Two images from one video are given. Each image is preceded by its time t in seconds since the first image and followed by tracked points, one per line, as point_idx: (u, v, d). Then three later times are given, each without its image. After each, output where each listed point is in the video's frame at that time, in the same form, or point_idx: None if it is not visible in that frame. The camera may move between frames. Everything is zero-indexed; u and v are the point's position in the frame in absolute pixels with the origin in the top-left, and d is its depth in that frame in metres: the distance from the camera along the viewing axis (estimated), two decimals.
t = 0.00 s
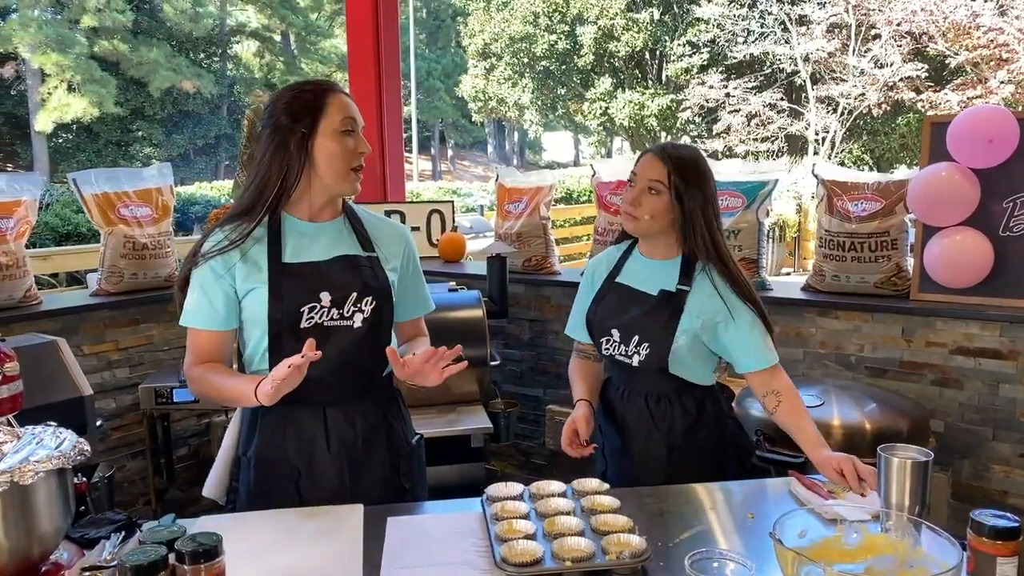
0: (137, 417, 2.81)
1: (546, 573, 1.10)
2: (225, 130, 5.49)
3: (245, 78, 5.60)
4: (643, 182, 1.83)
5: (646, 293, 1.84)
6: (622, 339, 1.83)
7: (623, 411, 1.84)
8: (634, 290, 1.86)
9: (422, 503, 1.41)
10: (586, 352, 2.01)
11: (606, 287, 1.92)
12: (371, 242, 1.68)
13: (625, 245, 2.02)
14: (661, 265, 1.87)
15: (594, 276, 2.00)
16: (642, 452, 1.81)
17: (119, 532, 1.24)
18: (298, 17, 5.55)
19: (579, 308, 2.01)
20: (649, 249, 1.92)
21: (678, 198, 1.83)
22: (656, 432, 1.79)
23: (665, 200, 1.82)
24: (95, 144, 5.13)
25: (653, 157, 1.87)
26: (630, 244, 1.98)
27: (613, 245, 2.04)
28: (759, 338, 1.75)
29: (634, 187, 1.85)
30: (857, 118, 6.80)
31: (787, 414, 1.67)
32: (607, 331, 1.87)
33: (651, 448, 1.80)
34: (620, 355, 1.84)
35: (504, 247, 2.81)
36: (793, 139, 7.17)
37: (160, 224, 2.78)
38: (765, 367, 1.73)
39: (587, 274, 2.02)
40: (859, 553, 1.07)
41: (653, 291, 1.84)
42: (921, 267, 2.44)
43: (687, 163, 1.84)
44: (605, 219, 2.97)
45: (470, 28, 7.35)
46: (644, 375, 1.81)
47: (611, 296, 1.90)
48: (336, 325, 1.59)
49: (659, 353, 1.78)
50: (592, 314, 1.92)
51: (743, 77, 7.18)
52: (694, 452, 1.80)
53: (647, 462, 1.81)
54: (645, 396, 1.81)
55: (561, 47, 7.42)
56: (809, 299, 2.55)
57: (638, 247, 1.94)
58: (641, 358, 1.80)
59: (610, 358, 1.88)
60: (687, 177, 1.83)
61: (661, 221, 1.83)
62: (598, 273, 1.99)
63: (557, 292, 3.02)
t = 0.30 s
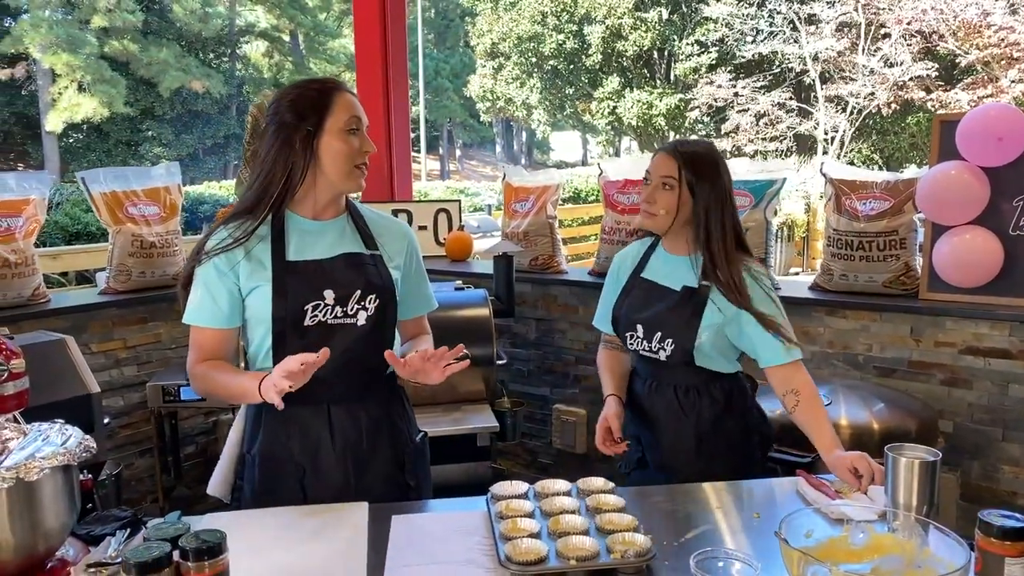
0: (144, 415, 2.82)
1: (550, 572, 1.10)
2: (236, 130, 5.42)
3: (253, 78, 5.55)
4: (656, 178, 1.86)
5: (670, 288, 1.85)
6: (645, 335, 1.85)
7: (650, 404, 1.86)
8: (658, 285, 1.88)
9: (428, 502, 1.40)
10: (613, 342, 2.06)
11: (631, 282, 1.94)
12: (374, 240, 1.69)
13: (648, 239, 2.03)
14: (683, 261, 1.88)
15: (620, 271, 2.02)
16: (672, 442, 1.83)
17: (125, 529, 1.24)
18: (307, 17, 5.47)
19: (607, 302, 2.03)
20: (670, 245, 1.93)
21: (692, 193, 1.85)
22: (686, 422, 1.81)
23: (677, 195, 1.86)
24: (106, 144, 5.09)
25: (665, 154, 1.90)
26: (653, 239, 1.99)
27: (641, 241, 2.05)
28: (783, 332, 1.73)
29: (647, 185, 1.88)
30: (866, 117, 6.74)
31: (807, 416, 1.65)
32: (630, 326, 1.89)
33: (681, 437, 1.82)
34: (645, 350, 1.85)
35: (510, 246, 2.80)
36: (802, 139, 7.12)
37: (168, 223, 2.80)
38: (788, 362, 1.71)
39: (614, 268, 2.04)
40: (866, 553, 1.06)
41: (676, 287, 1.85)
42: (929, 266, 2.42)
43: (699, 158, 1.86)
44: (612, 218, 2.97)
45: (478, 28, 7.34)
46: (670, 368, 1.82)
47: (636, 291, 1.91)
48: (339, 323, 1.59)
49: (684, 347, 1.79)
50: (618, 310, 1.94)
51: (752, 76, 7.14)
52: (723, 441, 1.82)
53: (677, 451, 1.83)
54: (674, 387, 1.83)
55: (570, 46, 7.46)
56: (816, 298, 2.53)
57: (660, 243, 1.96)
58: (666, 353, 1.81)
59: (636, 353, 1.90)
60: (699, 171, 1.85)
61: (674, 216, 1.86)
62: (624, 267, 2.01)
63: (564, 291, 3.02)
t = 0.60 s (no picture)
0: (152, 413, 2.83)
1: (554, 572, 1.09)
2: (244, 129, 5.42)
3: (264, 78, 5.52)
4: (694, 178, 1.85)
5: (715, 287, 1.83)
6: (688, 336, 1.82)
7: (694, 410, 1.82)
8: (699, 285, 1.85)
9: (434, 502, 1.40)
10: (648, 349, 2.00)
11: (669, 283, 1.91)
12: (379, 240, 1.69)
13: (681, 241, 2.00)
14: (724, 260, 1.86)
15: (653, 274, 1.99)
16: (717, 447, 1.81)
17: (130, 526, 1.24)
18: (317, 17, 5.43)
19: (641, 306, 1.99)
20: (709, 244, 1.91)
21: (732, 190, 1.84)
22: (733, 427, 1.78)
23: (718, 193, 1.84)
24: (116, 144, 5.22)
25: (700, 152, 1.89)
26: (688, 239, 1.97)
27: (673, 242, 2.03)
28: (826, 332, 1.74)
29: (685, 186, 1.87)
30: (876, 117, 6.59)
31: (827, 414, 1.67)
32: (672, 327, 1.85)
33: (729, 443, 1.79)
34: (689, 351, 1.82)
35: (517, 245, 2.80)
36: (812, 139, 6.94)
37: (177, 222, 2.81)
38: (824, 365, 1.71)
39: (647, 271, 2.01)
40: (871, 555, 1.06)
41: (722, 285, 1.82)
42: (939, 266, 2.41)
43: (735, 154, 1.85)
44: (620, 217, 2.96)
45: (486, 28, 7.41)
46: (717, 369, 1.79)
47: (675, 292, 1.88)
48: (344, 322, 1.59)
49: (733, 346, 1.76)
50: (656, 311, 1.90)
51: (762, 76, 7.06)
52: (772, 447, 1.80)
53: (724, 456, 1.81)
54: (718, 391, 1.80)
55: (578, 46, 7.39)
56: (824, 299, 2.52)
57: (697, 244, 1.93)
58: (712, 352, 1.78)
59: (676, 356, 1.86)
60: (737, 167, 1.84)
61: (717, 214, 1.85)
62: (659, 269, 1.98)
63: (571, 291, 3.02)
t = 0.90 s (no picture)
0: (158, 413, 2.84)
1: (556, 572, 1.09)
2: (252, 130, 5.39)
3: (271, 79, 5.42)
4: (716, 185, 1.83)
5: (751, 296, 1.82)
6: (723, 347, 1.80)
7: (727, 417, 1.81)
8: (733, 294, 1.84)
9: (438, 501, 1.40)
10: (678, 361, 1.96)
11: (698, 292, 1.89)
12: (384, 240, 1.69)
13: (704, 247, 1.99)
14: (756, 266, 1.85)
15: (679, 285, 1.97)
16: (753, 455, 1.78)
17: (134, 525, 1.24)
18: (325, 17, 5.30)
19: (669, 315, 1.97)
20: (738, 251, 1.90)
21: (757, 194, 1.83)
22: (771, 435, 1.76)
23: (742, 198, 1.83)
24: (125, 143, 5.15)
25: (718, 158, 1.87)
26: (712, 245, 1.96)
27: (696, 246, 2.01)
28: (863, 331, 1.76)
29: (709, 195, 1.85)
30: (885, 117, 6.49)
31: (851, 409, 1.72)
32: (706, 338, 1.83)
33: (766, 453, 1.77)
34: (725, 363, 1.80)
35: (522, 245, 2.80)
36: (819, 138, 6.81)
37: (184, 222, 2.82)
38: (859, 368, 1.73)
39: (672, 281, 1.99)
40: (875, 557, 1.05)
41: (757, 294, 1.81)
42: (946, 266, 2.40)
43: (754, 156, 1.83)
44: (625, 217, 2.96)
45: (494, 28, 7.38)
46: (752, 379, 1.77)
47: (706, 301, 1.87)
48: (348, 321, 1.59)
49: (772, 356, 1.74)
50: (686, 320, 1.88)
51: (769, 76, 7.04)
52: (810, 453, 1.78)
53: (762, 465, 1.79)
54: (755, 399, 1.78)
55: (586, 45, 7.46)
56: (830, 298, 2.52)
57: (724, 251, 1.92)
58: (751, 364, 1.76)
59: (709, 366, 1.84)
60: (759, 168, 1.82)
61: (744, 220, 1.83)
62: (686, 278, 1.96)
63: (576, 291, 3.02)
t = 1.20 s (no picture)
0: (162, 411, 2.85)
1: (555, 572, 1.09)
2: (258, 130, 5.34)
3: (277, 78, 5.44)
4: (706, 185, 1.83)
5: (742, 298, 1.81)
6: (714, 349, 1.79)
7: (719, 419, 1.80)
8: (724, 295, 1.84)
9: (440, 500, 1.40)
10: (674, 358, 1.96)
11: (691, 293, 1.90)
12: (388, 239, 1.69)
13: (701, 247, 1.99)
14: (747, 267, 1.85)
15: (675, 285, 1.98)
16: (741, 460, 1.77)
17: (135, 523, 1.24)
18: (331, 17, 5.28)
19: (665, 317, 1.99)
20: (732, 251, 1.89)
21: (748, 193, 1.82)
22: (759, 441, 1.74)
23: (732, 197, 1.82)
24: (131, 144, 5.17)
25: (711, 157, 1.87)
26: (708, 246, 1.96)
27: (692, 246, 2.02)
28: (859, 331, 1.75)
29: (700, 193, 1.85)
30: (891, 116, 6.35)
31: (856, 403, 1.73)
32: (696, 341, 1.83)
33: (754, 459, 1.75)
34: (715, 366, 1.80)
35: (525, 245, 2.79)
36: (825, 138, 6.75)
37: (187, 221, 2.82)
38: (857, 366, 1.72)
39: (668, 281, 2.00)
40: (877, 558, 1.05)
41: (748, 296, 1.81)
42: (950, 266, 2.39)
43: (746, 155, 1.82)
44: (628, 217, 2.95)
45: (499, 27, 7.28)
46: (739, 385, 1.77)
47: (699, 302, 1.87)
48: (351, 320, 1.58)
49: (761, 361, 1.73)
50: (679, 321, 1.89)
51: (775, 75, 7.02)
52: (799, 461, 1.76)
53: (750, 471, 1.78)
54: (745, 404, 1.77)
55: (591, 45, 7.50)
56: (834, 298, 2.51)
57: (718, 251, 1.92)
58: (740, 368, 1.76)
59: (700, 369, 1.84)
60: (750, 167, 1.81)
61: (734, 219, 1.83)
62: (682, 278, 1.97)
63: (580, 291, 3.01)
